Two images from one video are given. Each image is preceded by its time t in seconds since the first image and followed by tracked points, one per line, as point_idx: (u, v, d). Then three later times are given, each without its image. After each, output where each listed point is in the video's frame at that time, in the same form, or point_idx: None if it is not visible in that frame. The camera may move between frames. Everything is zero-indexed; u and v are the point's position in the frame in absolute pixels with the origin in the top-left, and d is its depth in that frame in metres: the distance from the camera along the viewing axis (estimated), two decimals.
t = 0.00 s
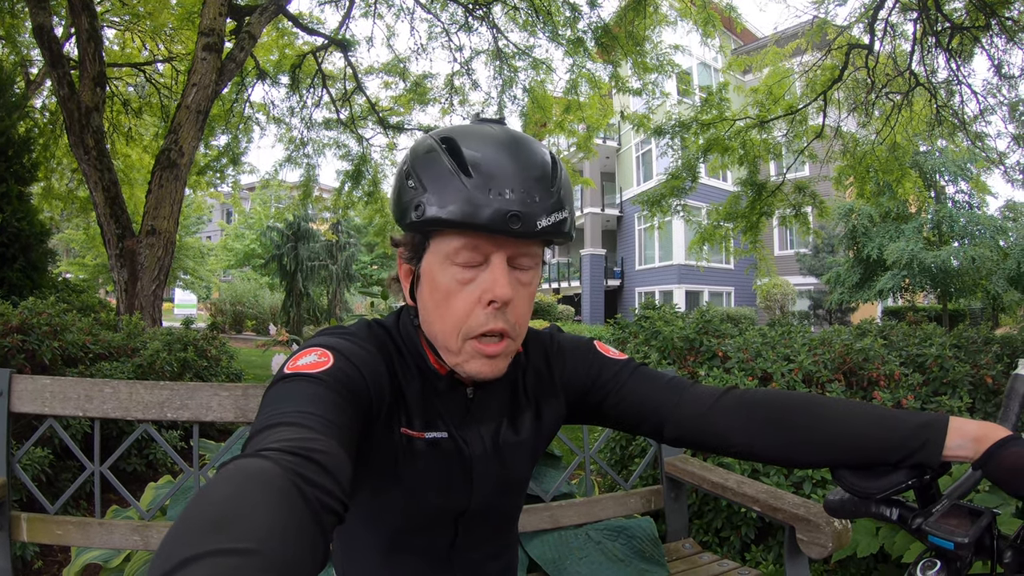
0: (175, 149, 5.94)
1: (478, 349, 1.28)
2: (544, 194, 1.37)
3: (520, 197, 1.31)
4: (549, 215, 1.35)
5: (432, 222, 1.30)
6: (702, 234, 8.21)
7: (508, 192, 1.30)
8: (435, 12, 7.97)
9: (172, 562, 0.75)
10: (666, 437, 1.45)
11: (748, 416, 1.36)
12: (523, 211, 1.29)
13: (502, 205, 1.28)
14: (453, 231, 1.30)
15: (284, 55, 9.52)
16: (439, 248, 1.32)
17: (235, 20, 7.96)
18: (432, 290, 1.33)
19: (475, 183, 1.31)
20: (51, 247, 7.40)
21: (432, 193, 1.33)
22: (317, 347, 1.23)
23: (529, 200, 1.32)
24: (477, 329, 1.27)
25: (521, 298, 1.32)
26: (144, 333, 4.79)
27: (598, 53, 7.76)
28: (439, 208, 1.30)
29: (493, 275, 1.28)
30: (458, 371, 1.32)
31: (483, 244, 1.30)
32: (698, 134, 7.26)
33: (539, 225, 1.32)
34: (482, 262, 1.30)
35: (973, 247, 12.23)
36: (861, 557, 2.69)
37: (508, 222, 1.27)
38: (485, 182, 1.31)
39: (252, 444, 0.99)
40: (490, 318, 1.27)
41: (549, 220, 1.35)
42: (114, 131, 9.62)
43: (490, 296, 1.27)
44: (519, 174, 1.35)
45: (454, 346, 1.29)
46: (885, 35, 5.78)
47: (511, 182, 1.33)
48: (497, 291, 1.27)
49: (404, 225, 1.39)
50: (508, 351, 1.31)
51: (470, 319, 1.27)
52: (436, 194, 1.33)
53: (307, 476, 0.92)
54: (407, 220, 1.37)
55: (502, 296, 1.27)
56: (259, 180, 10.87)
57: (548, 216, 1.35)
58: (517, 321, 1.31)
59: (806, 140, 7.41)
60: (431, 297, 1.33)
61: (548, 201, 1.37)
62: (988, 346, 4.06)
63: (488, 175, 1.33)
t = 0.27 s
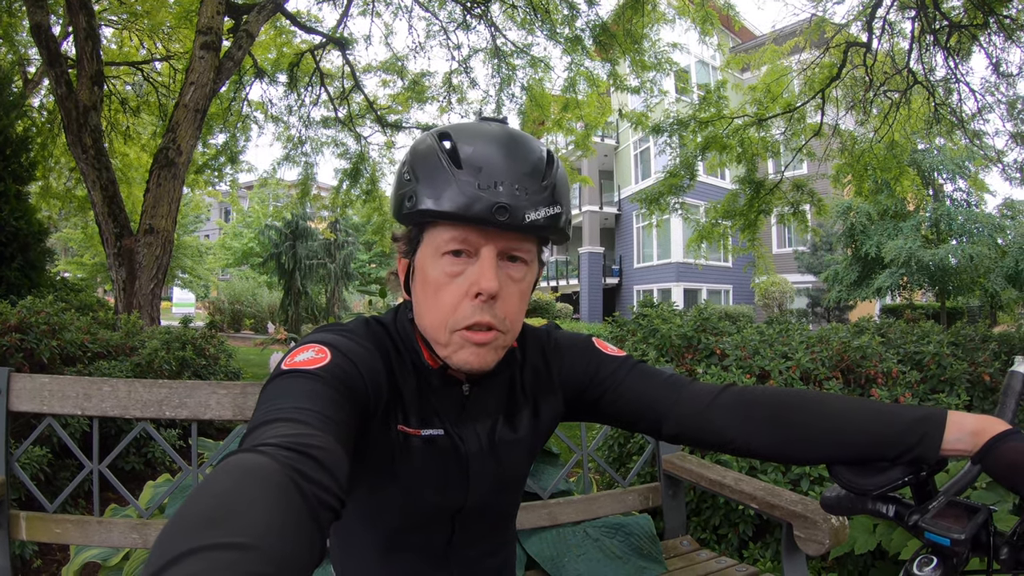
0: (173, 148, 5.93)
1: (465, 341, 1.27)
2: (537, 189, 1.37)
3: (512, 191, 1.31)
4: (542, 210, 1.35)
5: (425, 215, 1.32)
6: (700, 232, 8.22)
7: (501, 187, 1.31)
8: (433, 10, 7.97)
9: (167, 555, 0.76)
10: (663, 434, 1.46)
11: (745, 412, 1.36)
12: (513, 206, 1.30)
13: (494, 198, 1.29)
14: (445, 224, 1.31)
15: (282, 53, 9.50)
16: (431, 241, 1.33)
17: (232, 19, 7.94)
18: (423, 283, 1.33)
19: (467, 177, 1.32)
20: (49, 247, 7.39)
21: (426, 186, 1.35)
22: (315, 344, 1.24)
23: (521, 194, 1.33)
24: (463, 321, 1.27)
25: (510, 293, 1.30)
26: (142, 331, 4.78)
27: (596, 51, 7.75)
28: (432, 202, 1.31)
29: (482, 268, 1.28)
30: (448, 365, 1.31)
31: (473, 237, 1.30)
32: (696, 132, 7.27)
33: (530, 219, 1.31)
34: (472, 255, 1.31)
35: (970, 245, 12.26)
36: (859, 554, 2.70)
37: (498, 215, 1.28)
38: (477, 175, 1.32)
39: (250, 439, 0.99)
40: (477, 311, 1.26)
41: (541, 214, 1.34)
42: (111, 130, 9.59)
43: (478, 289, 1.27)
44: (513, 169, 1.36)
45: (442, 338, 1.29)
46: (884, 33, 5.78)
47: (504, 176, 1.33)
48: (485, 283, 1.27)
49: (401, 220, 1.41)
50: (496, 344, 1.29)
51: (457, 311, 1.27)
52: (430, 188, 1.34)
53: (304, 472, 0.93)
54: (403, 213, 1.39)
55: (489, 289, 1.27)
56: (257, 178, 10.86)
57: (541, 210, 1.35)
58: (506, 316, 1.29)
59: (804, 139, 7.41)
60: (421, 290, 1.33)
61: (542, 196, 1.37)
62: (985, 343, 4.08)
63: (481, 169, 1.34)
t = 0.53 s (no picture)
0: (171, 147, 5.92)
1: (476, 342, 1.27)
2: (540, 188, 1.38)
3: (517, 191, 1.32)
4: (546, 209, 1.36)
5: (429, 216, 1.32)
6: (698, 230, 8.23)
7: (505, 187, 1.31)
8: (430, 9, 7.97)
9: (169, 557, 0.76)
10: (663, 432, 1.47)
11: (745, 411, 1.37)
12: (520, 206, 1.30)
13: (501, 198, 1.30)
14: (451, 224, 1.31)
15: (279, 52, 9.49)
16: (436, 242, 1.33)
17: (230, 18, 7.92)
18: (429, 284, 1.33)
19: (471, 177, 1.32)
20: (47, 247, 7.38)
21: (429, 187, 1.35)
22: (316, 344, 1.24)
23: (526, 194, 1.33)
24: (474, 322, 1.27)
25: (519, 292, 1.32)
26: (141, 331, 4.78)
27: (594, 49, 7.76)
28: (436, 202, 1.31)
29: (490, 268, 1.29)
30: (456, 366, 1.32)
31: (479, 238, 1.31)
32: (693, 130, 7.27)
33: (536, 218, 1.32)
34: (480, 256, 1.31)
35: (968, 243, 12.29)
36: (857, 550, 2.72)
37: (506, 214, 1.28)
38: (482, 175, 1.32)
39: (251, 439, 0.99)
40: (487, 311, 1.27)
41: (546, 214, 1.36)
42: (108, 129, 9.57)
43: (487, 289, 1.27)
44: (516, 169, 1.37)
45: (451, 340, 1.29)
46: (881, 31, 5.79)
47: (508, 176, 1.34)
48: (495, 284, 1.27)
49: (402, 221, 1.40)
50: (506, 343, 1.30)
51: (466, 311, 1.27)
52: (433, 188, 1.34)
53: (305, 472, 0.93)
54: (404, 215, 1.38)
55: (500, 289, 1.27)
56: (255, 177, 10.85)
57: (546, 209, 1.36)
58: (515, 315, 1.31)
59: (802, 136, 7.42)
60: (428, 291, 1.33)
61: (545, 195, 1.38)
62: (982, 341, 4.09)
63: (485, 169, 1.35)
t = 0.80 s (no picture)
0: (169, 147, 5.92)
1: (474, 348, 1.28)
2: (533, 188, 1.38)
3: (510, 194, 1.32)
4: (540, 211, 1.36)
5: (422, 223, 1.31)
6: (697, 227, 8.23)
7: (498, 190, 1.31)
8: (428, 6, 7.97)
9: (166, 558, 0.77)
10: (661, 430, 1.47)
11: (743, 408, 1.38)
12: (514, 209, 1.31)
13: (494, 202, 1.30)
14: (445, 230, 1.31)
15: (277, 51, 9.48)
16: (431, 248, 1.34)
17: (227, 17, 7.90)
18: (425, 291, 1.33)
19: (463, 182, 1.32)
20: (45, 247, 7.38)
21: (420, 193, 1.35)
22: (315, 344, 1.24)
23: (519, 197, 1.33)
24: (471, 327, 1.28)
25: (516, 295, 1.32)
26: (140, 330, 4.79)
27: (592, 46, 7.75)
28: (429, 208, 1.31)
29: (486, 274, 1.29)
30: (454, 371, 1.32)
31: (474, 243, 1.31)
32: (691, 127, 7.28)
33: (530, 221, 1.33)
34: (475, 260, 1.32)
35: (967, 239, 12.30)
36: (854, 547, 2.73)
37: (500, 219, 1.29)
38: (474, 179, 1.32)
39: (248, 440, 1.00)
40: (485, 316, 1.27)
41: (540, 216, 1.36)
42: (107, 129, 9.56)
43: (484, 295, 1.27)
44: (509, 171, 1.36)
45: (449, 345, 1.30)
46: (879, 27, 5.79)
47: (500, 178, 1.34)
48: (492, 289, 1.28)
49: (395, 227, 1.40)
50: (504, 346, 1.31)
51: (463, 316, 1.28)
52: (424, 193, 1.34)
53: (302, 473, 0.94)
54: (397, 221, 1.38)
55: (497, 295, 1.28)
56: (254, 176, 10.84)
57: (540, 211, 1.36)
58: (513, 317, 1.31)
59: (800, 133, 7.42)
60: (424, 298, 1.34)
61: (538, 195, 1.38)
62: (980, 337, 4.10)
63: (477, 172, 1.34)
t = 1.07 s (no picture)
0: (166, 146, 5.90)
1: (498, 343, 1.29)
2: (536, 182, 1.39)
3: (519, 188, 1.33)
4: (545, 205, 1.38)
5: (432, 221, 1.29)
6: (695, 223, 8.24)
7: (506, 185, 1.31)
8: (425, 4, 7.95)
9: (166, 554, 0.77)
10: (659, 424, 1.48)
11: (741, 403, 1.38)
12: (525, 204, 1.32)
13: (509, 198, 1.30)
14: (459, 227, 1.30)
15: (275, 49, 9.45)
16: (442, 249, 1.32)
17: (224, 15, 7.88)
18: (438, 292, 1.32)
19: (470, 177, 1.31)
20: (44, 247, 7.38)
21: (427, 192, 1.32)
22: (315, 342, 1.24)
23: (526, 191, 1.34)
24: (494, 323, 1.29)
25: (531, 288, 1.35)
26: (139, 330, 4.78)
27: (590, 43, 7.74)
28: (437, 206, 1.29)
29: (505, 269, 1.30)
30: (470, 369, 1.33)
31: (488, 240, 1.31)
32: (689, 123, 7.28)
33: (541, 215, 1.35)
34: (490, 258, 1.32)
35: (965, 234, 12.33)
36: (853, 541, 2.74)
37: (514, 214, 1.29)
38: (484, 175, 1.32)
39: (249, 437, 1.00)
40: (507, 311, 1.29)
41: (545, 211, 1.37)
42: (104, 128, 9.54)
43: (505, 289, 1.29)
44: (514, 165, 1.37)
45: (468, 344, 1.30)
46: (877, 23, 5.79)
47: (505, 172, 1.34)
48: (514, 284, 1.30)
49: (397, 229, 1.37)
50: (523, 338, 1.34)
51: (486, 312, 1.28)
52: (432, 191, 1.31)
53: (302, 470, 0.94)
54: (398, 220, 1.35)
55: (519, 289, 1.30)
56: (252, 175, 10.83)
57: (546, 205, 1.38)
58: (528, 310, 1.35)
59: (798, 129, 7.42)
60: (438, 298, 1.32)
61: (541, 189, 1.39)
62: (978, 332, 4.11)
63: (482, 167, 1.34)
